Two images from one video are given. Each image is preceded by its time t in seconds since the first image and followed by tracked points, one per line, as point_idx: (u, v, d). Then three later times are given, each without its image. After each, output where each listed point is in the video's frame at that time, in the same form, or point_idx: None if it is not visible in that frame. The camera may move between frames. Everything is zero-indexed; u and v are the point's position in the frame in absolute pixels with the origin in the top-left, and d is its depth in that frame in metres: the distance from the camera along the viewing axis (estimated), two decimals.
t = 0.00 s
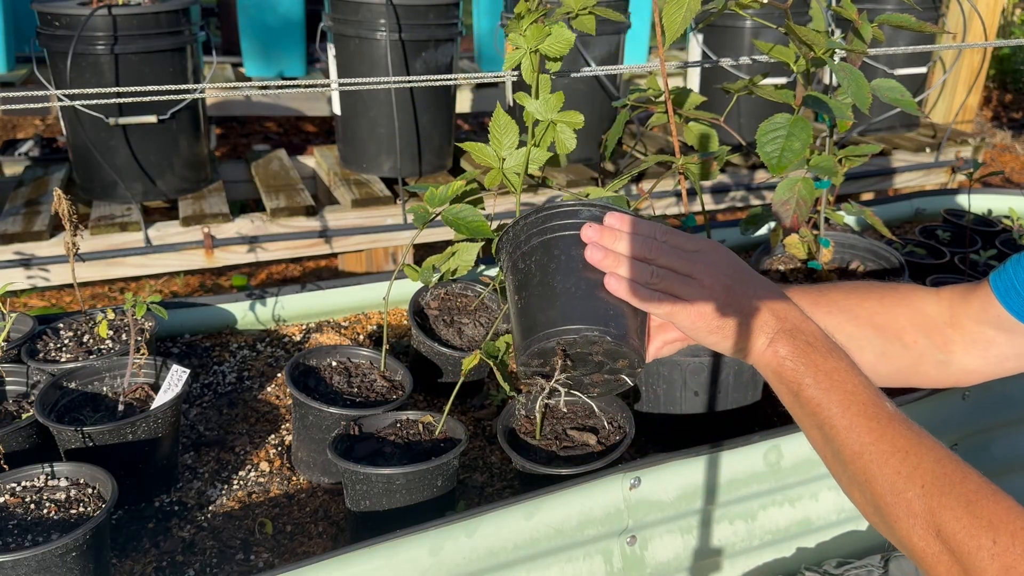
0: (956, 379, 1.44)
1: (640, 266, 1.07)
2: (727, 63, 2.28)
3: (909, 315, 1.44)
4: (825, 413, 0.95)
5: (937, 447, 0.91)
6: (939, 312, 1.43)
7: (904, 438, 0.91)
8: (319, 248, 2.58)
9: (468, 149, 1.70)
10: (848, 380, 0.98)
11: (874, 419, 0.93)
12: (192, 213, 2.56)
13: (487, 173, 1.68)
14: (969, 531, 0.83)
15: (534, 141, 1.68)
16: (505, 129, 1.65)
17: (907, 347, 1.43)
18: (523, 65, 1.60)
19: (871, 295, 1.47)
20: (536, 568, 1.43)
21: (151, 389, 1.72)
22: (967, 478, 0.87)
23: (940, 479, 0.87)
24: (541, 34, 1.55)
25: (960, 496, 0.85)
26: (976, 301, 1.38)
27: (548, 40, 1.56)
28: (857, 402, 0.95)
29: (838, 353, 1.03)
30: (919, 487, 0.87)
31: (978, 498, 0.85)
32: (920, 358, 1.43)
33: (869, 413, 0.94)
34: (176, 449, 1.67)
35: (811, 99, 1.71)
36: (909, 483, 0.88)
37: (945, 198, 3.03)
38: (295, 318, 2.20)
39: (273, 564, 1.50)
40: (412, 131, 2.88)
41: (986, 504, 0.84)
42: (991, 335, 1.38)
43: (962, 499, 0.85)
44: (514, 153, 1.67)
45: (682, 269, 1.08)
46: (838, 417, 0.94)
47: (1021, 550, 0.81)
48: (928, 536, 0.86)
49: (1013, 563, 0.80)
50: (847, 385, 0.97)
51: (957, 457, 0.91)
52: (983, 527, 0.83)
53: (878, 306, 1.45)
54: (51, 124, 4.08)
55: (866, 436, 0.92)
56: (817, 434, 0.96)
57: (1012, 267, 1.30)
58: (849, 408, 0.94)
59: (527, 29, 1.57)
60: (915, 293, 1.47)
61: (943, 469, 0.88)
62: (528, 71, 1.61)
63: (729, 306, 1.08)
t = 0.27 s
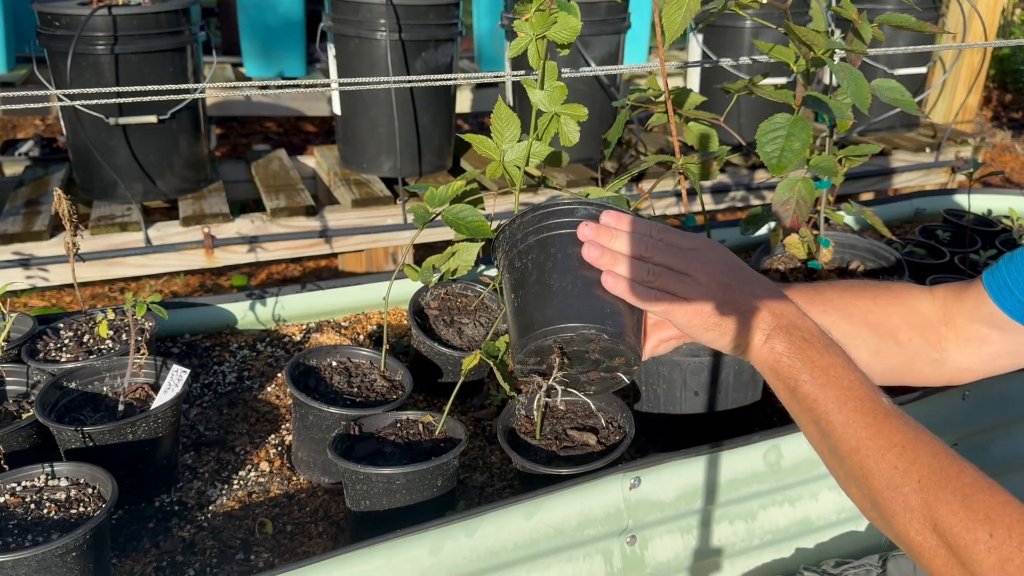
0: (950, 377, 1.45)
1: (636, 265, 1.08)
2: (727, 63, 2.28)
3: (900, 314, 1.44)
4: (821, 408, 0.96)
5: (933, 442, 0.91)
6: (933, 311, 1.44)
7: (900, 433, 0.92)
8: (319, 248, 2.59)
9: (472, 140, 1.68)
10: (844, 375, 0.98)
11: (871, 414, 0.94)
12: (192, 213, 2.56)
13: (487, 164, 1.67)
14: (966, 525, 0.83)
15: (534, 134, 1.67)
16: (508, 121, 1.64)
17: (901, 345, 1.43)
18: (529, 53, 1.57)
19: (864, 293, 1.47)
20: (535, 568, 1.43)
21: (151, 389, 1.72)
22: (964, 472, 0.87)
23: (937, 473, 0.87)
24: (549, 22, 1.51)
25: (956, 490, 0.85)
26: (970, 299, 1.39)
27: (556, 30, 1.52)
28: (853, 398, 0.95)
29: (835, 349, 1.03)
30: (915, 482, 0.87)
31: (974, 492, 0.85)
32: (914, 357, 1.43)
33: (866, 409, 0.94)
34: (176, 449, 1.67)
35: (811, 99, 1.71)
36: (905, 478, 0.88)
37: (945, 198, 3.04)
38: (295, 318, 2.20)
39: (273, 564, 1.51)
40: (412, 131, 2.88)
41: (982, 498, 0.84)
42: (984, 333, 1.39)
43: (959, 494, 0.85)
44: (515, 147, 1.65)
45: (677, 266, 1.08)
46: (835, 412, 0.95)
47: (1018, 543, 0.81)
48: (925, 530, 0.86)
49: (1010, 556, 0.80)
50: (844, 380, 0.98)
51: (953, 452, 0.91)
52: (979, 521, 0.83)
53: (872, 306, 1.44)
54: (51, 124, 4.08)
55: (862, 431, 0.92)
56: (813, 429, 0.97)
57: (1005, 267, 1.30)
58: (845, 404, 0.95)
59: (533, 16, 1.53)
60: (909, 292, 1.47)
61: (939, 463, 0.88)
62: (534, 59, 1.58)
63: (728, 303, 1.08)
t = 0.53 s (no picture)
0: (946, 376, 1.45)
1: (632, 270, 1.08)
2: (727, 63, 2.28)
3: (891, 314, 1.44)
4: (819, 411, 0.96)
5: (931, 444, 0.91)
6: (929, 310, 1.44)
7: (898, 435, 0.92)
8: (319, 248, 2.59)
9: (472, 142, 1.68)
10: (841, 378, 0.98)
11: (868, 417, 0.94)
12: (192, 213, 2.56)
13: (487, 166, 1.68)
14: (964, 527, 0.83)
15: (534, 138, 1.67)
16: (508, 124, 1.64)
17: (897, 344, 1.43)
18: (530, 56, 1.57)
19: (862, 292, 1.47)
20: (535, 568, 1.43)
21: (151, 389, 1.72)
22: (962, 474, 0.88)
23: (935, 476, 0.87)
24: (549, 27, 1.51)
25: (954, 493, 0.85)
26: (966, 298, 1.39)
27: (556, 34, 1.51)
28: (851, 401, 0.95)
29: (832, 352, 1.03)
30: (913, 484, 0.87)
31: (972, 494, 0.85)
32: (910, 356, 1.43)
33: (863, 412, 0.94)
34: (176, 449, 1.67)
35: (811, 99, 1.72)
36: (903, 481, 0.88)
37: (945, 197, 3.04)
38: (295, 318, 2.20)
39: (273, 564, 1.51)
40: (412, 131, 2.88)
41: (979, 499, 0.84)
42: (980, 332, 1.39)
43: (956, 495, 0.85)
44: (515, 150, 1.66)
45: (674, 272, 1.08)
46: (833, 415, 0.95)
47: (1016, 544, 0.81)
48: (924, 532, 0.86)
49: (1008, 557, 0.80)
50: (841, 383, 0.98)
51: (951, 454, 0.91)
52: (976, 522, 0.83)
53: (870, 305, 1.45)
54: (51, 124, 4.08)
55: (860, 434, 0.92)
56: (811, 433, 0.97)
57: (1000, 266, 1.30)
58: (843, 407, 0.95)
59: (535, 19, 1.53)
60: (905, 291, 1.47)
61: (937, 465, 0.88)
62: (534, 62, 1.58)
63: (727, 306, 1.07)
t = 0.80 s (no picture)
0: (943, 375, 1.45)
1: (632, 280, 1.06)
2: (727, 63, 2.28)
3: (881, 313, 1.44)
4: (818, 414, 0.96)
5: (930, 446, 0.91)
6: (926, 309, 1.44)
7: (897, 437, 0.92)
8: (319, 248, 2.59)
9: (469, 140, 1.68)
10: (840, 380, 0.99)
11: (868, 418, 0.94)
12: (192, 213, 2.56)
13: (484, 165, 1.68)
14: (964, 528, 0.83)
15: (532, 134, 1.68)
16: (505, 122, 1.64)
17: (894, 343, 1.44)
18: (526, 51, 1.57)
19: (861, 290, 1.47)
20: (536, 568, 1.43)
21: (151, 389, 1.72)
22: (961, 474, 0.88)
23: (934, 477, 0.88)
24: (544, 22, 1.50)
25: (953, 494, 0.85)
26: (963, 297, 1.39)
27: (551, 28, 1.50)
28: (850, 403, 0.96)
29: (832, 354, 1.04)
30: (913, 486, 0.88)
31: (972, 495, 0.85)
32: (907, 355, 1.44)
33: (863, 414, 0.94)
34: (176, 449, 1.67)
35: (811, 99, 1.72)
36: (902, 482, 0.88)
37: (945, 197, 3.04)
38: (295, 318, 2.20)
39: (273, 564, 1.51)
40: (412, 131, 2.88)
41: (978, 500, 0.84)
42: (976, 331, 1.38)
43: (956, 496, 0.85)
44: (512, 148, 1.66)
45: (671, 278, 1.07)
46: (832, 417, 0.95)
47: (1016, 544, 0.81)
48: (924, 533, 0.86)
49: (1008, 558, 0.80)
50: (840, 385, 0.98)
51: (950, 455, 0.91)
52: (975, 522, 0.83)
53: (868, 303, 1.45)
54: (51, 124, 4.08)
55: (859, 435, 0.92)
56: (811, 435, 0.97)
57: (997, 265, 1.30)
58: (842, 409, 0.95)
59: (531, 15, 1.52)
60: (903, 290, 1.47)
61: (936, 466, 0.88)
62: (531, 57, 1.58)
63: (725, 309, 1.07)
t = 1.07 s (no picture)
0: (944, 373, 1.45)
1: (632, 284, 1.05)
2: (727, 62, 2.27)
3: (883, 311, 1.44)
4: (819, 418, 0.97)
5: (932, 449, 0.92)
6: (928, 307, 1.44)
7: (899, 441, 0.92)
8: (319, 248, 2.59)
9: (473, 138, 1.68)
10: (841, 384, 0.99)
11: (869, 422, 0.95)
12: (192, 213, 2.56)
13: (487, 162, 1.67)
14: (966, 532, 0.84)
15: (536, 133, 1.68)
16: (510, 120, 1.64)
17: (895, 342, 1.43)
18: (532, 47, 1.57)
19: (863, 289, 1.47)
20: (536, 568, 1.43)
21: (151, 389, 1.72)
22: (962, 478, 0.88)
23: (936, 481, 0.88)
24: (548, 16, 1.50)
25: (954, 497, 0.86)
26: (964, 295, 1.39)
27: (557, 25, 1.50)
28: (851, 407, 0.96)
29: (834, 357, 1.04)
30: (914, 490, 0.88)
31: (973, 499, 0.86)
32: (908, 353, 1.44)
33: (864, 418, 0.95)
34: (176, 449, 1.67)
35: (811, 100, 1.72)
36: (904, 486, 0.89)
37: (945, 197, 3.04)
38: (295, 318, 2.20)
39: (273, 564, 1.51)
40: (412, 131, 2.88)
41: (980, 504, 0.85)
42: (976, 330, 1.38)
43: (957, 500, 0.86)
44: (515, 147, 1.65)
45: (671, 281, 1.07)
46: (833, 421, 0.96)
47: (1017, 548, 0.81)
48: (925, 538, 0.87)
49: (1009, 562, 0.81)
50: (841, 388, 0.99)
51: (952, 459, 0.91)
52: (976, 526, 0.83)
53: (869, 302, 1.45)
54: (51, 124, 4.08)
55: (860, 440, 0.93)
56: (813, 440, 0.98)
57: (999, 263, 1.30)
58: (843, 413, 0.96)
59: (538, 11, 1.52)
60: (904, 288, 1.47)
61: (937, 470, 0.89)
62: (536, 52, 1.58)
63: (725, 309, 1.07)
